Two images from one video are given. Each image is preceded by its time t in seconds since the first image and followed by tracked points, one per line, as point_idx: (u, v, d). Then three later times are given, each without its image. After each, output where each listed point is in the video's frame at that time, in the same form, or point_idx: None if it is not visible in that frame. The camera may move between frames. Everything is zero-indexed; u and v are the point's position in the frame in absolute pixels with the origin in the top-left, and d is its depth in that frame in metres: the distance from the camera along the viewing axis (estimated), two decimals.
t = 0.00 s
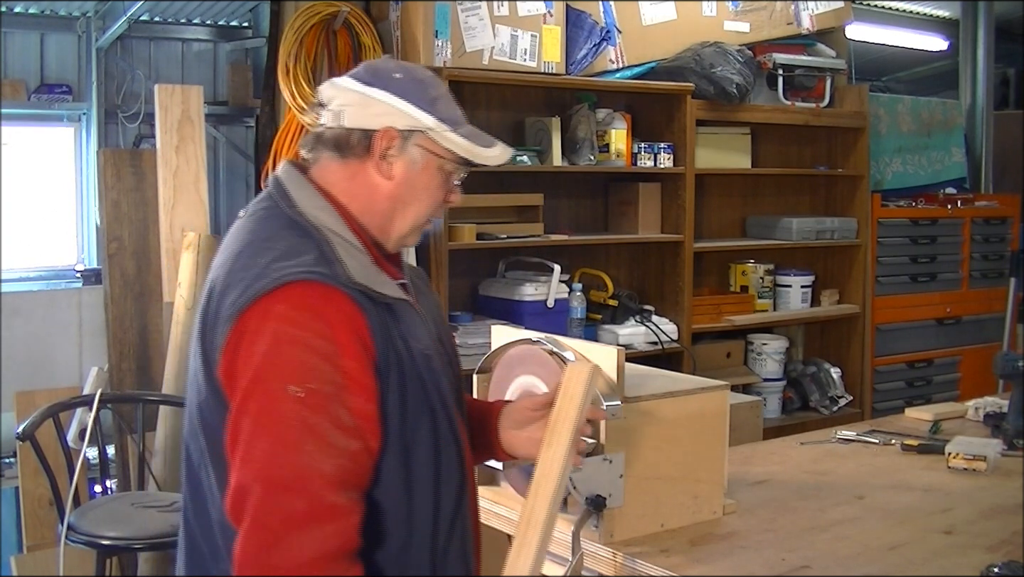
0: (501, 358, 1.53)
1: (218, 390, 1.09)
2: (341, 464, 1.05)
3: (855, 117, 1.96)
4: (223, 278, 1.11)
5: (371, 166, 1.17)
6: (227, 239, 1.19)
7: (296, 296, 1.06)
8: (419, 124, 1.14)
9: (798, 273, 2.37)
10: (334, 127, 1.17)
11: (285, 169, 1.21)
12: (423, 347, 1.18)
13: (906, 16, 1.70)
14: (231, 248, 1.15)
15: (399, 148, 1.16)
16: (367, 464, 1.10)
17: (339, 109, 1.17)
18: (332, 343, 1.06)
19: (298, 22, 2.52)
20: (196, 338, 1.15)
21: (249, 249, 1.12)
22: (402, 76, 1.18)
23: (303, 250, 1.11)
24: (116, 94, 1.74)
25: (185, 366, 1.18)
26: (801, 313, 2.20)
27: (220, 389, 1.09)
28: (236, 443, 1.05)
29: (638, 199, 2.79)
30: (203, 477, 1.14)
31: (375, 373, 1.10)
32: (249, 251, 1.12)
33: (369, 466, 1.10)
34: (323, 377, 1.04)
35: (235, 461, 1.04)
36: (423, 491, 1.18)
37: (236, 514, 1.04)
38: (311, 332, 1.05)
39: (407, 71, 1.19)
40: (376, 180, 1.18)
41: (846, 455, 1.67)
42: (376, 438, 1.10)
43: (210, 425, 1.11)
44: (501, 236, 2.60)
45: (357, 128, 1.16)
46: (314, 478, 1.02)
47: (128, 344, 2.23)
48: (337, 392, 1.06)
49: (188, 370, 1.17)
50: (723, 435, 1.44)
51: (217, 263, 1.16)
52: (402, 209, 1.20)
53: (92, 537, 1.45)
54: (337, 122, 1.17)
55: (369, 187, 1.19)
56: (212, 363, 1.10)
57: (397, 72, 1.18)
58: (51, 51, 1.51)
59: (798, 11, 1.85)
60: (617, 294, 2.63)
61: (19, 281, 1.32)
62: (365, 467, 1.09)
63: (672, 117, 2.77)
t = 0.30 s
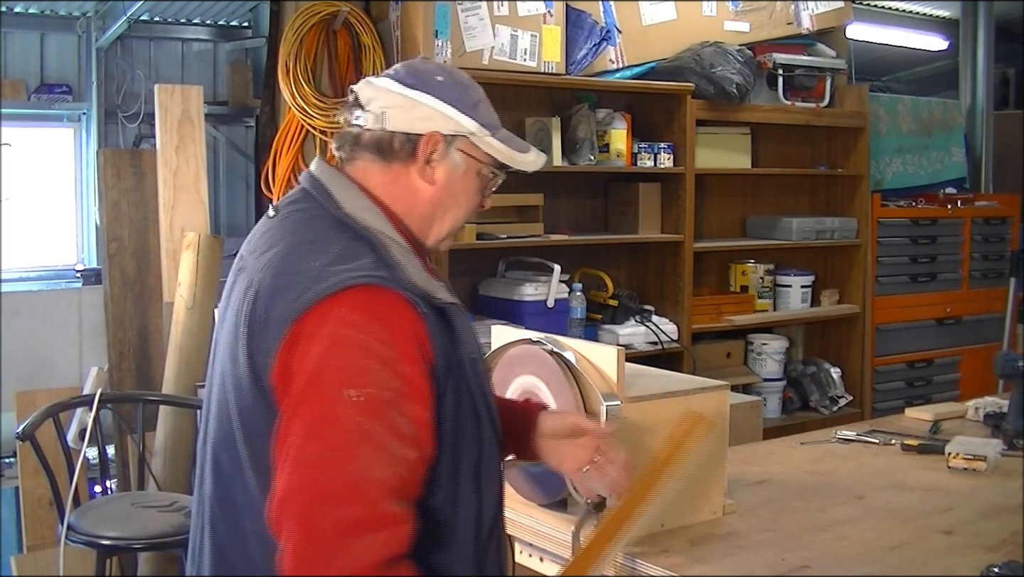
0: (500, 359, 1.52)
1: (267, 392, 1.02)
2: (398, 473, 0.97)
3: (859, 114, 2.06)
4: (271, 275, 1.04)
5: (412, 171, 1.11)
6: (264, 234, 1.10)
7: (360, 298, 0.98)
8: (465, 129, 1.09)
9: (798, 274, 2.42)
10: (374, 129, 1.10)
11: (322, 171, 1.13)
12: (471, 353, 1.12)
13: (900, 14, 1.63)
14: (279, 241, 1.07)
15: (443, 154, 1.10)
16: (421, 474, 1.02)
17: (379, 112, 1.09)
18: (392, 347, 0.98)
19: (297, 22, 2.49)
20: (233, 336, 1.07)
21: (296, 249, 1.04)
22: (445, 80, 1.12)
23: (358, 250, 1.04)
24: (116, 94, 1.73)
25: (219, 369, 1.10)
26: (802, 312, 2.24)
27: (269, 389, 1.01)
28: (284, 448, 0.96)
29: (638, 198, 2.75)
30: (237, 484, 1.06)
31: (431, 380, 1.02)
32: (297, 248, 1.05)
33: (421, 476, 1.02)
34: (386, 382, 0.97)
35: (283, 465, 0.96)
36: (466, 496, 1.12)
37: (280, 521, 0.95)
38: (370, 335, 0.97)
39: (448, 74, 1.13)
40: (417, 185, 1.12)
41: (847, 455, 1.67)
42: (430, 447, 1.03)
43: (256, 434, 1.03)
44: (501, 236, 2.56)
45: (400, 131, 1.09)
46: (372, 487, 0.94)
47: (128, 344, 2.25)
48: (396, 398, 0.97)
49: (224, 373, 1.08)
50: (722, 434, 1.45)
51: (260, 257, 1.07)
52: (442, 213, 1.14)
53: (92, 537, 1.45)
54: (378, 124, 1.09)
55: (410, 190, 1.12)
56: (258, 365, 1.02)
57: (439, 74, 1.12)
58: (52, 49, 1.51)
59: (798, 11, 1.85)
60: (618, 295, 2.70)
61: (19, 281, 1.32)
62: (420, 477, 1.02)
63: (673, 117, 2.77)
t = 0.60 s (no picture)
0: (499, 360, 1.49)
1: (371, 413, 0.87)
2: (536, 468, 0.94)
3: (856, 117, 2.09)
4: (339, 283, 0.89)
5: (440, 174, 1.01)
6: (294, 245, 0.94)
7: (463, 298, 0.85)
8: (490, 133, 1.02)
9: (798, 274, 2.42)
10: (401, 131, 1.00)
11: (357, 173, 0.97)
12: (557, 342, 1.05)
13: (899, 14, 1.63)
14: (336, 243, 0.91)
15: (467, 160, 1.02)
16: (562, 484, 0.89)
17: (407, 114, 1.00)
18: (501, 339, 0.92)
19: (297, 22, 2.48)
20: (291, 358, 0.90)
21: (363, 261, 0.89)
22: (468, 83, 1.05)
23: (436, 250, 0.90)
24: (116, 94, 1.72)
25: (257, 395, 0.93)
26: (802, 312, 2.26)
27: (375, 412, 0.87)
28: (429, 472, 0.83)
29: (638, 198, 2.74)
30: (298, 530, 0.91)
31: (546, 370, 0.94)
32: (353, 256, 0.90)
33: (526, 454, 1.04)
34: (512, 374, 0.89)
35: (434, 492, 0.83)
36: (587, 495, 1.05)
37: (435, 546, 0.85)
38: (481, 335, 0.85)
39: (471, 79, 1.07)
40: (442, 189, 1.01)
41: (846, 455, 1.67)
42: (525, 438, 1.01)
43: (326, 479, 0.89)
44: (501, 236, 2.55)
45: (427, 135, 1.00)
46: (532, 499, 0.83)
47: (128, 344, 2.25)
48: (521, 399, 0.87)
49: (264, 398, 0.92)
50: (721, 434, 1.43)
51: (293, 277, 0.92)
52: (463, 223, 1.04)
53: (92, 537, 1.45)
54: (406, 127, 1.00)
55: (433, 198, 1.01)
56: (329, 389, 0.88)
57: (462, 78, 1.06)
58: (52, 50, 1.50)
59: (798, 11, 1.84)
60: (618, 294, 2.66)
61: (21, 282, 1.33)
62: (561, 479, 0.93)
63: (672, 117, 2.76)
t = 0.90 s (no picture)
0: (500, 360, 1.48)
1: (392, 387, 1.09)
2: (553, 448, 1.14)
3: (856, 117, 1.98)
4: (372, 279, 1.09)
5: (437, 173, 1.22)
6: (311, 239, 1.14)
7: (496, 309, 1.08)
8: (481, 132, 1.21)
9: (798, 273, 2.41)
10: (395, 133, 1.20)
11: (369, 179, 1.17)
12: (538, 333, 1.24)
13: (899, 14, 1.70)
14: (364, 247, 1.11)
15: (461, 156, 1.22)
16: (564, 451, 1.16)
17: (399, 117, 1.20)
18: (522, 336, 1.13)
19: (297, 22, 2.47)
20: (328, 339, 1.09)
21: (380, 256, 1.10)
22: (457, 84, 1.23)
23: (452, 253, 1.12)
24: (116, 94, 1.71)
25: (288, 370, 1.11)
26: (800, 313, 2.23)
27: (420, 401, 1.09)
28: (482, 458, 1.07)
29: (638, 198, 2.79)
30: (310, 472, 1.11)
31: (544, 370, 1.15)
32: (371, 254, 1.10)
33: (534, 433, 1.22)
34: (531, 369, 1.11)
35: (486, 479, 1.07)
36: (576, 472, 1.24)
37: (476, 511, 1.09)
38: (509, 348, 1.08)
39: (459, 79, 1.25)
40: (439, 184, 1.22)
41: (847, 455, 1.67)
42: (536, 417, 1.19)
43: (337, 429, 1.10)
44: (501, 237, 2.61)
45: (421, 136, 1.20)
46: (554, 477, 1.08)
47: (128, 345, 2.20)
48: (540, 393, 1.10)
49: (299, 371, 1.10)
50: (722, 433, 1.42)
51: (313, 266, 1.12)
52: (464, 213, 1.25)
53: (92, 537, 1.46)
54: (398, 130, 1.20)
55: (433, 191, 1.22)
56: (366, 364, 1.08)
57: (452, 79, 1.24)
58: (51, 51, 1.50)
59: (798, 11, 1.84)
60: (618, 295, 2.71)
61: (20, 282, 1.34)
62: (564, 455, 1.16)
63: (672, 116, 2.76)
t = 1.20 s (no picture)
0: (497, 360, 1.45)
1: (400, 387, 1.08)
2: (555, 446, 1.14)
3: (854, 117, 2.14)
4: (376, 279, 1.07)
5: (432, 175, 1.19)
6: (312, 234, 1.11)
7: (493, 307, 1.08)
8: (476, 134, 1.17)
9: (798, 274, 2.45)
10: (389, 136, 1.17)
11: (365, 179, 1.15)
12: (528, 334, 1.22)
13: (900, 15, 1.61)
14: (368, 243, 1.09)
15: (457, 158, 1.19)
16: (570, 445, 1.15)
17: (394, 121, 1.17)
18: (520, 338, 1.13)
19: (297, 22, 2.47)
20: (331, 338, 1.07)
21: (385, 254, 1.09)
22: (452, 85, 1.20)
23: (455, 254, 1.12)
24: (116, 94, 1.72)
25: (285, 370, 1.08)
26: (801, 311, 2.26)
27: (420, 402, 1.08)
28: (488, 455, 1.06)
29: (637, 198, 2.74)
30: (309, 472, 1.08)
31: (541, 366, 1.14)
32: (375, 248, 1.09)
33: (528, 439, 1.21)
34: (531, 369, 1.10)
35: (494, 479, 1.07)
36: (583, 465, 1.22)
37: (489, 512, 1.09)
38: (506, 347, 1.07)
39: (453, 79, 1.21)
40: (434, 188, 1.19)
41: (847, 455, 1.67)
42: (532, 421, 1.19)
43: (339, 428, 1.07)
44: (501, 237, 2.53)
45: (416, 138, 1.17)
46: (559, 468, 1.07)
47: (128, 345, 2.20)
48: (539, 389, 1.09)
49: (300, 373, 1.07)
50: (723, 433, 1.42)
51: (315, 260, 1.09)
52: (459, 215, 1.23)
53: (91, 537, 1.47)
54: (392, 133, 1.17)
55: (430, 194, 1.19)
56: (368, 364, 1.07)
57: (446, 81, 1.20)
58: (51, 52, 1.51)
59: (798, 11, 1.84)
60: (618, 294, 2.64)
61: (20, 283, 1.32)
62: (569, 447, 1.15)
63: (672, 116, 2.76)
